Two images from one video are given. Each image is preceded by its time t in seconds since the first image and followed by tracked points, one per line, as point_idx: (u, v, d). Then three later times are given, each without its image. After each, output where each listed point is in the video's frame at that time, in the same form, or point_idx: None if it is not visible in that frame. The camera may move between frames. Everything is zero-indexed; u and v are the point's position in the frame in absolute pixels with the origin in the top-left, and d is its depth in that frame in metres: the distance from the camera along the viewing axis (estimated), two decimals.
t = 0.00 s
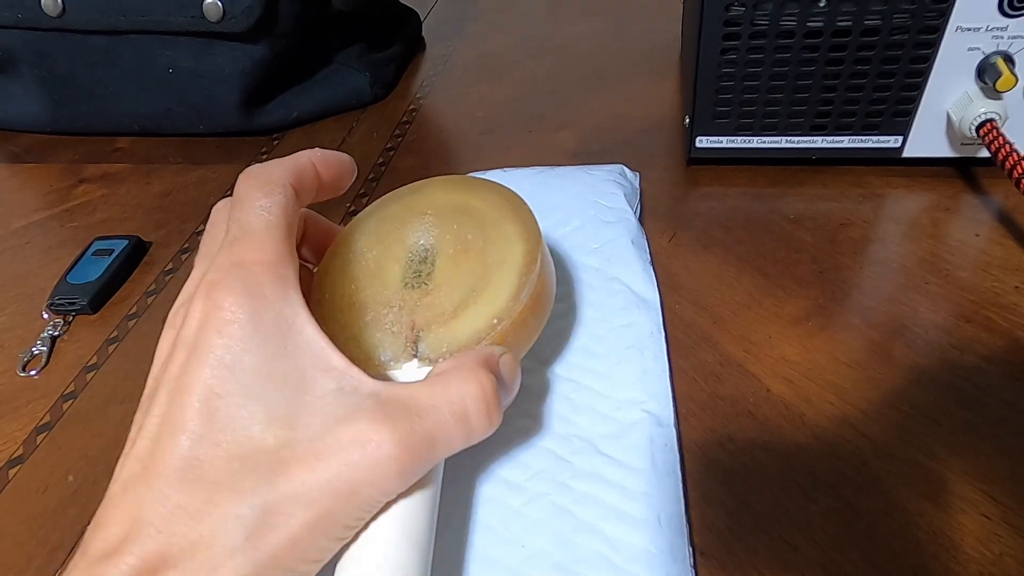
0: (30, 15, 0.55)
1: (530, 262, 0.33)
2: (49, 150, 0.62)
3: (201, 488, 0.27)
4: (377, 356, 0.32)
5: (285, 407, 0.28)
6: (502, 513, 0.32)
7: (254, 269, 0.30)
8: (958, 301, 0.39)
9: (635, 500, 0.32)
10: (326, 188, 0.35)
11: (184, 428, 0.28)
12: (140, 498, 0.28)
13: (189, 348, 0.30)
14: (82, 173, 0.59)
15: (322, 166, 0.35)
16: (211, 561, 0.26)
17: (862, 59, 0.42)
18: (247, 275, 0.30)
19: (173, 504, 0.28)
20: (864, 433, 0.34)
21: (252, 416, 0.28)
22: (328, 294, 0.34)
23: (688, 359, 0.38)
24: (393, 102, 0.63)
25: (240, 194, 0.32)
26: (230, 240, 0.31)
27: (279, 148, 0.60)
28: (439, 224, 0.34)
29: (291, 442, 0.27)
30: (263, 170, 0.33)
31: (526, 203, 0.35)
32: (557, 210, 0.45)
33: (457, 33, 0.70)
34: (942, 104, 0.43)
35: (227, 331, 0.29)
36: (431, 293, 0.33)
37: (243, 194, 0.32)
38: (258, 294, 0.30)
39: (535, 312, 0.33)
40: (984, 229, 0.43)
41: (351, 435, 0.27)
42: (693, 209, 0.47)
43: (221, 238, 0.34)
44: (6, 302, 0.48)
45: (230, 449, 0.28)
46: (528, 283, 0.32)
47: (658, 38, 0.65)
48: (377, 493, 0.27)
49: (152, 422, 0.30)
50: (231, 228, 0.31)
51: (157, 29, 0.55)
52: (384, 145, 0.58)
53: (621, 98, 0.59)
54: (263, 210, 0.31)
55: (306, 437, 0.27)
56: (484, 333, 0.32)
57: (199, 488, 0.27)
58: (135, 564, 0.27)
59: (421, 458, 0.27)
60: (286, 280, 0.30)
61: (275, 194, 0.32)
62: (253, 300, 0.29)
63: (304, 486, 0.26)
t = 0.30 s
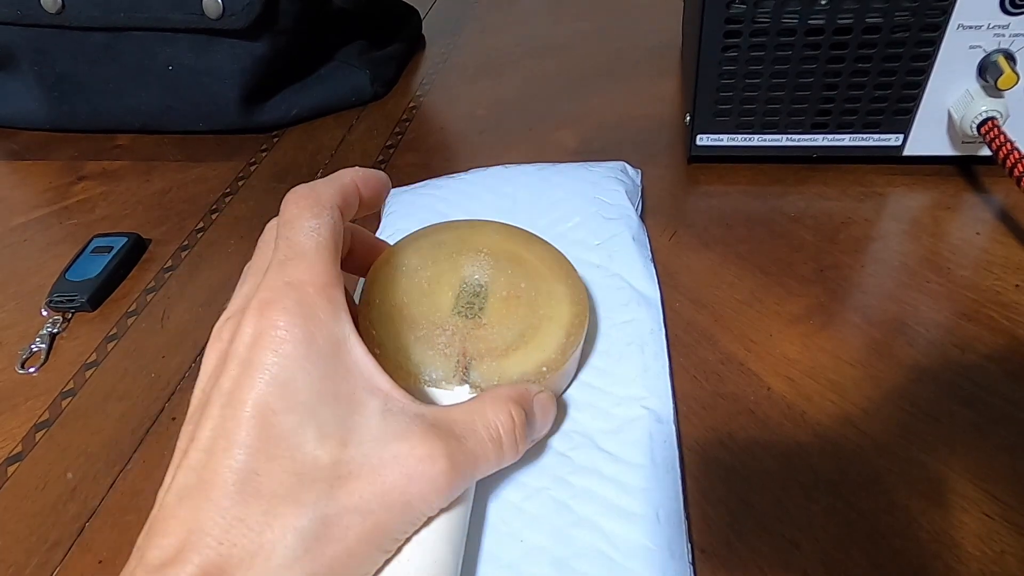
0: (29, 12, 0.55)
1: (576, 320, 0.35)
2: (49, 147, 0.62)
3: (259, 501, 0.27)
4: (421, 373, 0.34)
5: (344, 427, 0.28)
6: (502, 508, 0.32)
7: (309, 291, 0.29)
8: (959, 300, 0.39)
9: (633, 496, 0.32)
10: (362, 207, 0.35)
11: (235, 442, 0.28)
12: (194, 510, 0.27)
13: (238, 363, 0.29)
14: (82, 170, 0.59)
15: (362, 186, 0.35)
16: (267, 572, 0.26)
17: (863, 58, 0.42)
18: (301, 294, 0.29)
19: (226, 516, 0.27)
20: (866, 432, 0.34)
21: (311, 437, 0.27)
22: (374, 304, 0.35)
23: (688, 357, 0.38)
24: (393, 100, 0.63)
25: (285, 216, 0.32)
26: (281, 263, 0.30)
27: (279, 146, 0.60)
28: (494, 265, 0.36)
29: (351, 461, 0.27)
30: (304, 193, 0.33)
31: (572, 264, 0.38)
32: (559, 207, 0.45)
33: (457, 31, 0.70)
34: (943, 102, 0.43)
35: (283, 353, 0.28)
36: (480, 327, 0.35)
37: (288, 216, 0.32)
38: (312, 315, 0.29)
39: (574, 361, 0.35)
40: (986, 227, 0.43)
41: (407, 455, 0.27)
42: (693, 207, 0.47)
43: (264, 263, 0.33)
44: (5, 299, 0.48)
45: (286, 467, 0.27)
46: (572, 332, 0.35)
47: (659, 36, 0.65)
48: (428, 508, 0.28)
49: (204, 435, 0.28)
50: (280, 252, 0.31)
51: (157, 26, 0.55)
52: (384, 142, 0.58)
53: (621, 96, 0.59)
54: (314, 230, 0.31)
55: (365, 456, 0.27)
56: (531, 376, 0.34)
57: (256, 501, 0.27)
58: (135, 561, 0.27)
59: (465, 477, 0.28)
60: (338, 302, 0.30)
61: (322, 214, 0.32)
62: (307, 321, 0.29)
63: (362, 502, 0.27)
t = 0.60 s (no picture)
0: (28, 8, 0.55)
1: (581, 324, 0.36)
2: (48, 144, 0.62)
3: (269, 499, 0.27)
4: (427, 373, 0.34)
5: (352, 426, 0.28)
6: (502, 503, 0.32)
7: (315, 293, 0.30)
8: (960, 298, 0.39)
9: (632, 491, 0.31)
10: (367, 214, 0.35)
11: (244, 441, 0.28)
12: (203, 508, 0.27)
13: (246, 362, 0.29)
14: (81, 167, 0.59)
15: (367, 192, 0.35)
16: (276, 570, 0.26)
17: (865, 55, 0.42)
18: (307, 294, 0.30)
19: (235, 514, 0.27)
20: (867, 430, 0.34)
21: (319, 435, 0.27)
22: (383, 307, 0.36)
23: (689, 354, 0.38)
24: (393, 98, 0.63)
25: (289, 221, 0.32)
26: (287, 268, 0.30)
27: (279, 143, 0.60)
28: (501, 268, 0.37)
29: (358, 458, 0.27)
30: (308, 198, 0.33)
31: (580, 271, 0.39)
32: (560, 203, 0.45)
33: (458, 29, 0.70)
34: (945, 100, 0.43)
35: (290, 353, 0.29)
36: (487, 328, 0.35)
37: (293, 221, 0.31)
38: (319, 316, 0.29)
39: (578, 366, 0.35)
40: (987, 226, 0.42)
41: (412, 452, 0.27)
42: (694, 205, 0.47)
43: (269, 267, 0.33)
44: (4, 296, 0.48)
45: (294, 464, 0.27)
46: (576, 335, 0.35)
47: (659, 35, 0.65)
48: (434, 506, 0.27)
49: (213, 434, 0.28)
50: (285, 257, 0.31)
51: (156, 23, 0.55)
52: (384, 140, 0.58)
53: (622, 94, 0.59)
54: (319, 234, 0.31)
55: (371, 454, 0.27)
56: (536, 377, 0.34)
57: (266, 498, 0.27)
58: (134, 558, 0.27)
59: (468, 475, 0.28)
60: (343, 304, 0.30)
61: (327, 217, 0.31)
62: (313, 322, 0.29)
63: (369, 500, 0.27)
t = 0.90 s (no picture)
0: (28, 14, 0.55)
1: (587, 330, 0.36)
2: (48, 148, 0.62)
3: (287, 505, 0.26)
4: (435, 385, 0.34)
5: (370, 437, 0.28)
6: (501, 507, 0.32)
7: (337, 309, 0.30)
8: (958, 300, 0.39)
9: (631, 496, 0.32)
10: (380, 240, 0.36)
11: (260, 449, 0.27)
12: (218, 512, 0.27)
13: (265, 375, 0.29)
14: (81, 172, 0.59)
15: (383, 222, 0.35)
16: None
17: (861, 58, 0.42)
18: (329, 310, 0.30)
19: (251, 521, 0.26)
20: (865, 432, 0.34)
21: (336, 446, 0.27)
22: (395, 322, 0.36)
23: (687, 357, 0.38)
24: (392, 101, 0.63)
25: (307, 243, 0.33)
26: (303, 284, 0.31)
27: (278, 147, 0.60)
28: (508, 282, 0.38)
29: (375, 468, 0.27)
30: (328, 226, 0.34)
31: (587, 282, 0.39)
32: (559, 211, 0.45)
33: (456, 32, 0.70)
34: (942, 102, 0.43)
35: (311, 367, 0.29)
36: (494, 339, 0.35)
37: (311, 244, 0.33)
38: (339, 332, 0.30)
39: (586, 378, 0.35)
40: (984, 227, 0.43)
41: (423, 460, 0.27)
42: (693, 208, 0.47)
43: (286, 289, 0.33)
44: (4, 301, 0.48)
45: (308, 473, 0.27)
46: (582, 343, 0.35)
47: (658, 37, 0.65)
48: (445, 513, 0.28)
49: (229, 444, 0.28)
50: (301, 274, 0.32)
51: (156, 27, 0.55)
52: (383, 144, 0.58)
53: (620, 97, 0.59)
54: (337, 254, 0.32)
55: (384, 463, 0.27)
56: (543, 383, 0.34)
57: (282, 506, 0.26)
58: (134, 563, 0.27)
59: (479, 482, 0.28)
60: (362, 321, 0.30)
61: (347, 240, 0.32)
62: (333, 336, 0.29)
63: (384, 509, 0.27)
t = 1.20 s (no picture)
0: (28, 24, 0.56)
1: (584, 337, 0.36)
2: (47, 157, 0.62)
3: (170, 480, 0.27)
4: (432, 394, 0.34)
5: (272, 410, 0.28)
6: (499, 515, 0.32)
7: (277, 276, 0.31)
8: (952, 305, 0.39)
9: (627, 503, 0.32)
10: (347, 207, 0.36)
11: (179, 421, 0.28)
12: (128, 477, 0.28)
13: (200, 344, 0.30)
14: (80, 180, 0.59)
15: (358, 186, 0.36)
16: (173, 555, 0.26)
17: (855, 65, 0.43)
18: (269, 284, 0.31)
19: (151, 490, 0.27)
20: (860, 438, 0.34)
21: (240, 423, 0.28)
22: (393, 332, 0.37)
23: (684, 364, 0.38)
24: (390, 108, 0.63)
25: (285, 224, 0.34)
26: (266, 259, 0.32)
27: (276, 154, 0.60)
28: (505, 291, 0.38)
29: (273, 445, 0.27)
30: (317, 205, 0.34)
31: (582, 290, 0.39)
32: (556, 218, 0.45)
33: (454, 39, 0.71)
34: (935, 109, 0.43)
35: (236, 338, 0.29)
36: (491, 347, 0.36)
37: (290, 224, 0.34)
38: (279, 304, 0.30)
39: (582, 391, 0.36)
40: (979, 233, 0.43)
41: (319, 442, 0.26)
42: (689, 214, 0.47)
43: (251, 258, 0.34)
44: (4, 310, 0.48)
45: (207, 445, 0.27)
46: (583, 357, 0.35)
47: (654, 43, 0.66)
48: (344, 504, 0.26)
49: (150, 413, 0.29)
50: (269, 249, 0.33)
51: (154, 37, 0.55)
52: (381, 151, 0.59)
53: (617, 103, 0.59)
54: (305, 231, 0.33)
55: (279, 446, 0.27)
56: (541, 393, 0.34)
57: (173, 481, 0.27)
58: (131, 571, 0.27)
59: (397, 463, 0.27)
60: (309, 298, 0.31)
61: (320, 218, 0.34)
62: (269, 311, 0.30)
63: (277, 492, 0.26)
